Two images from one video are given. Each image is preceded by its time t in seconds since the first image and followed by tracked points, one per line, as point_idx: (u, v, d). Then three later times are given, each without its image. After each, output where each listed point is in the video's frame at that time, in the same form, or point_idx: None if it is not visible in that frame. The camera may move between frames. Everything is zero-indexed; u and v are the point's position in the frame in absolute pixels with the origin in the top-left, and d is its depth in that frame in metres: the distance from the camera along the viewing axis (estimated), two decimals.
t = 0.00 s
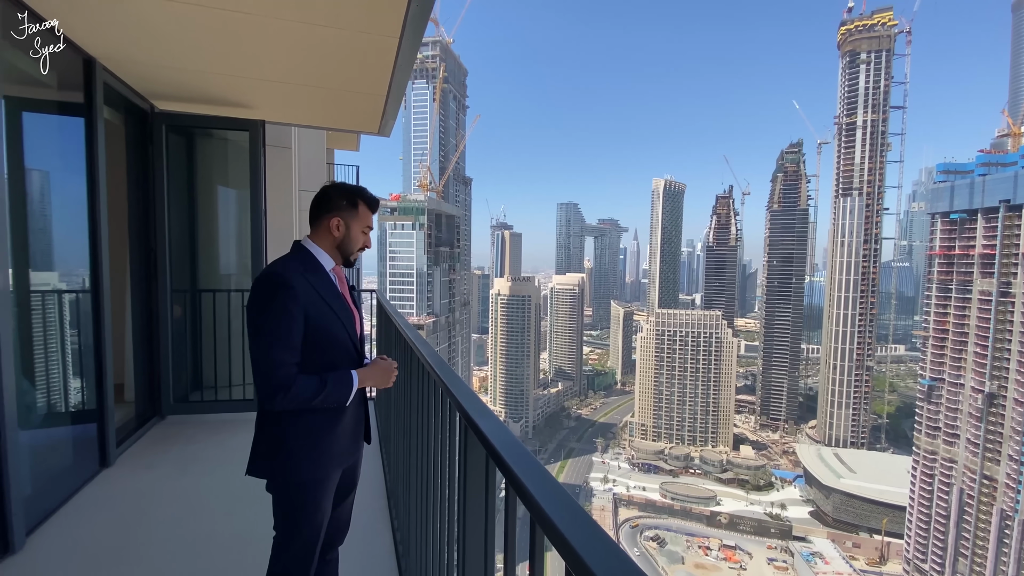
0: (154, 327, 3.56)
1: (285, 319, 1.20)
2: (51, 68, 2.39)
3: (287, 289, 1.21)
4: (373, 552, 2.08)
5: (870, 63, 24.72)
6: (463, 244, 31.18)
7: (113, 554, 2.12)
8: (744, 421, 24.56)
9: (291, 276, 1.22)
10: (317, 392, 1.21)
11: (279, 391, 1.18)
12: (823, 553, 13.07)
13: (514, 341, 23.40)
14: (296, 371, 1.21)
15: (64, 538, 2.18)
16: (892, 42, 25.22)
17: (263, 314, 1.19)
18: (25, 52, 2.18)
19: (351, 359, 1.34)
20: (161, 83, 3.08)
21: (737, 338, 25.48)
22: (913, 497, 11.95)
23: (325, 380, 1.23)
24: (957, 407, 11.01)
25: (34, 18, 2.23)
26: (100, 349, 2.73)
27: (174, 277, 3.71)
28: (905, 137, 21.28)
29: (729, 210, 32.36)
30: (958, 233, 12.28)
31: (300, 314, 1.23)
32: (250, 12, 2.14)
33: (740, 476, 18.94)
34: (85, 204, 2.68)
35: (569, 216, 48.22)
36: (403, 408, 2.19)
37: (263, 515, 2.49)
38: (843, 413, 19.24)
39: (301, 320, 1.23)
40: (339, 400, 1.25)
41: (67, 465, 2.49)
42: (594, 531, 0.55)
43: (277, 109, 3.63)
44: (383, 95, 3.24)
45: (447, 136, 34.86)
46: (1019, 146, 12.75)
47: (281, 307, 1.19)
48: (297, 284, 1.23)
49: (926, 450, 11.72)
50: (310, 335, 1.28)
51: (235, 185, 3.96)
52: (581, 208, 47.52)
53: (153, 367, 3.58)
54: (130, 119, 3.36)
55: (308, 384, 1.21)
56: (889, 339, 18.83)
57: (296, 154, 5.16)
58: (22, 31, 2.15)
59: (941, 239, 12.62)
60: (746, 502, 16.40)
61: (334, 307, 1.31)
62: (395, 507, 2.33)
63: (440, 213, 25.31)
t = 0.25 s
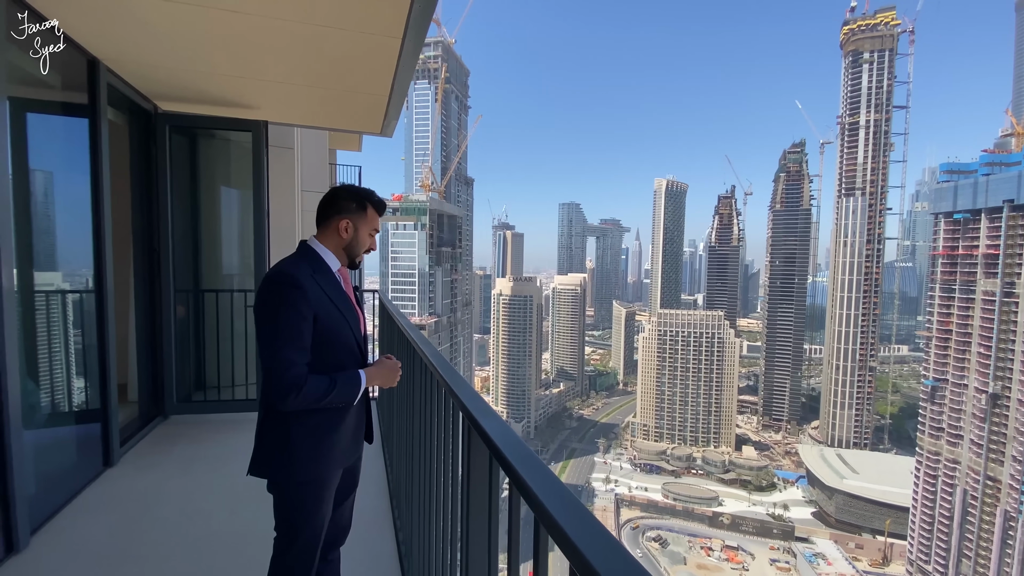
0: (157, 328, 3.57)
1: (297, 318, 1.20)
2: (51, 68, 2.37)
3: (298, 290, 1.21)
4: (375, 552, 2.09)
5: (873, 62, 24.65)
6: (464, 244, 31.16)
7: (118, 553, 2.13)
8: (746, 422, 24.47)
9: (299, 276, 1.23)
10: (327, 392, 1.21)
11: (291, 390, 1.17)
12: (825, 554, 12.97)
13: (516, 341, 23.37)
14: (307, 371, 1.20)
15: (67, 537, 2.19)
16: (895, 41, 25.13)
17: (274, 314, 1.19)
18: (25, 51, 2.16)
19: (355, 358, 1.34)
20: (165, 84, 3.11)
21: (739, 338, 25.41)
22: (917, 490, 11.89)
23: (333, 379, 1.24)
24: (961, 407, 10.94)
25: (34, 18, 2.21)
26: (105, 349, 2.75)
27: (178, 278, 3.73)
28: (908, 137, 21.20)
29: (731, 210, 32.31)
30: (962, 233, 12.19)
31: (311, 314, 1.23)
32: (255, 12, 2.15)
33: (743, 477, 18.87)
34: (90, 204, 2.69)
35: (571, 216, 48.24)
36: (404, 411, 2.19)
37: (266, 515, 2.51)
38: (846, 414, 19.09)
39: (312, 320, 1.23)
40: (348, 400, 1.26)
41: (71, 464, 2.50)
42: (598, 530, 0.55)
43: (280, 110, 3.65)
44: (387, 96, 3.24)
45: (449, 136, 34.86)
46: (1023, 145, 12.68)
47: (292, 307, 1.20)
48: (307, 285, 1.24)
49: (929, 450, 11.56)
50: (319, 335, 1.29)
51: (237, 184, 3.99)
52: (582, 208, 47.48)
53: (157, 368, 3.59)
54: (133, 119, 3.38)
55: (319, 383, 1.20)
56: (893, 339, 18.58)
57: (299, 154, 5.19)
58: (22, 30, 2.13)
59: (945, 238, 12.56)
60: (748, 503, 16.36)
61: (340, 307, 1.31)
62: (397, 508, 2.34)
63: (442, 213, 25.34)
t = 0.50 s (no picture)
0: (178, 328, 3.72)
1: (373, 340, 1.28)
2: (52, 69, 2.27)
3: (381, 315, 1.30)
4: (401, 559, 2.20)
5: (889, 55, 24.16)
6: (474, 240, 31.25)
7: (144, 555, 2.25)
8: (757, 419, 23.81)
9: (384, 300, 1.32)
10: (374, 409, 1.30)
11: (340, 404, 1.26)
12: (836, 553, 13.11)
13: (525, 337, 23.47)
14: (359, 389, 1.28)
15: (96, 540, 2.32)
16: (913, 33, 24.61)
17: (350, 330, 1.27)
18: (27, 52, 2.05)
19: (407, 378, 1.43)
20: (184, 87, 3.21)
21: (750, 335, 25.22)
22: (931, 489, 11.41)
23: (382, 399, 1.32)
24: (978, 405, 10.34)
25: (34, 18, 2.11)
26: (125, 349, 2.88)
27: (198, 281, 3.86)
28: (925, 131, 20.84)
29: (743, 206, 32.05)
30: (979, 229, 12.13)
31: (384, 339, 1.32)
32: (273, 17, 2.23)
33: (753, 475, 18.78)
34: (112, 202, 2.81)
35: (581, 212, 48.22)
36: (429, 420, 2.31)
37: (287, 516, 2.63)
38: (858, 412, 18.77)
39: (383, 344, 1.32)
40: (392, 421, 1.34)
41: (98, 466, 2.64)
42: (626, 532, 0.65)
43: (296, 112, 3.73)
44: (404, 98, 3.32)
45: (458, 132, 34.94)
46: None
47: (370, 328, 1.28)
48: (391, 310, 1.33)
49: (944, 449, 11.01)
50: (386, 355, 1.37)
51: (254, 186, 4.10)
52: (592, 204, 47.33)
53: (177, 369, 3.73)
54: (155, 124, 3.49)
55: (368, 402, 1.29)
56: (907, 336, 17.97)
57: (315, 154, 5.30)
58: (23, 31, 2.02)
59: (962, 234, 12.53)
60: (758, 500, 16.30)
61: (410, 333, 1.40)
62: (421, 515, 2.46)
63: (452, 209, 25.47)
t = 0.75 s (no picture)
0: (179, 322, 3.72)
1: (365, 332, 1.28)
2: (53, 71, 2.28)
3: (369, 305, 1.30)
4: (401, 552, 2.21)
5: (892, 46, 23.91)
6: (473, 233, 31.17)
7: (147, 549, 2.26)
8: (756, 410, 24.07)
9: (371, 292, 1.31)
10: (376, 404, 1.30)
11: (343, 401, 1.25)
12: (834, 543, 12.89)
13: (525, 330, 23.50)
14: (361, 384, 1.28)
15: (99, 534, 2.34)
16: (916, 23, 24.33)
17: (341, 324, 1.27)
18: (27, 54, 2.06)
19: (404, 368, 1.44)
20: (182, 80, 3.19)
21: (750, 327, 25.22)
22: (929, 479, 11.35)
23: (383, 392, 1.32)
24: (976, 399, 10.48)
25: (34, 17, 2.12)
26: (127, 343, 2.89)
27: (198, 275, 3.86)
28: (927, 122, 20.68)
29: (744, 198, 31.92)
30: (981, 221, 12.12)
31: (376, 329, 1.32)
32: (272, 10, 2.21)
33: (752, 466, 18.86)
34: (111, 193, 2.80)
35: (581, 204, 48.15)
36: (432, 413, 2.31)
37: (289, 510, 2.63)
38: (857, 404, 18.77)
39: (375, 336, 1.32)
40: (397, 413, 1.34)
41: (101, 459, 2.65)
42: (625, 528, 0.65)
43: (296, 105, 3.71)
44: (405, 90, 3.30)
45: (458, 124, 34.73)
46: None
47: (360, 320, 1.27)
48: (378, 300, 1.32)
49: (942, 441, 10.87)
50: (380, 347, 1.38)
51: (253, 178, 4.08)
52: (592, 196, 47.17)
53: (178, 362, 3.74)
54: (153, 117, 3.47)
55: (371, 399, 1.29)
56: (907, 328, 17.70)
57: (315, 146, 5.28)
58: (22, 31, 2.02)
59: (964, 227, 12.52)
60: (757, 492, 16.40)
61: (401, 322, 1.41)
62: (422, 507, 2.47)
63: (451, 202, 25.39)
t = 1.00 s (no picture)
0: (179, 313, 3.72)
1: (356, 322, 1.28)
2: (54, 72, 2.30)
3: (357, 296, 1.30)
4: (404, 542, 2.23)
5: (896, 33, 23.49)
6: (473, 223, 31.06)
7: (153, 538, 2.29)
8: (755, 400, 24.23)
9: (359, 282, 1.31)
10: (376, 395, 1.30)
11: (343, 395, 1.24)
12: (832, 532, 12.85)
13: (525, 320, 23.53)
14: (358, 376, 1.28)
15: (105, 524, 2.36)
16: (922, 9, 23.94)
17: (332, 317, 1.26)
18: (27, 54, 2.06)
19: (401, 356, 1.44)
20: (180, 70, 3.16)
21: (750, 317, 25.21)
22: (926, 467, 11.40)
23: (383, 382, 1.32)
24: (975, 387, 10.48)
25: (34, 17, 2.12)
26: (128, 334, 2.90)
27: (198, 266, 3.86)
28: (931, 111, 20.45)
29: (745, 188, 31.72)
30: (983, 211, 12.05)
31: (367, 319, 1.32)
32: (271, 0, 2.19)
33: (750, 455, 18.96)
34: (111, 184, 2.79)
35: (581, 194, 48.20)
36: (433, 404, 2.33)
37: (293, 499, 2.66)
38: (856, 394, 18.79)
39: (368, 325, 1.32)
40: (399, 402, 1.35)
41: (105, 449, 2.67)
42: (624, 516, 0.66)
43: (295, 94, 3.68)
44: (404, 79, 3.27)
45: (458, 113, 34.45)
46: None
47: (350, 310, 1.27)
48: (366, 290, 1.32)
49: (940, 429, 10.89)
50: (374, 337, 1.38)
51: (252, 169, 4.07)
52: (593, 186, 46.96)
53: (180, 353, 3.75)
54: (151, 107, 3.44)
55: (370, 389, 1.28)
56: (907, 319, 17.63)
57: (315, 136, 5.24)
58: (22, 31, 2.03)
59: (965, 217, 12.44)
60: (755, 480, 16.52)
61: (392, 310, 1.41)
62: (425, 497, 2.49)
63: (451, 192, 25.29)
